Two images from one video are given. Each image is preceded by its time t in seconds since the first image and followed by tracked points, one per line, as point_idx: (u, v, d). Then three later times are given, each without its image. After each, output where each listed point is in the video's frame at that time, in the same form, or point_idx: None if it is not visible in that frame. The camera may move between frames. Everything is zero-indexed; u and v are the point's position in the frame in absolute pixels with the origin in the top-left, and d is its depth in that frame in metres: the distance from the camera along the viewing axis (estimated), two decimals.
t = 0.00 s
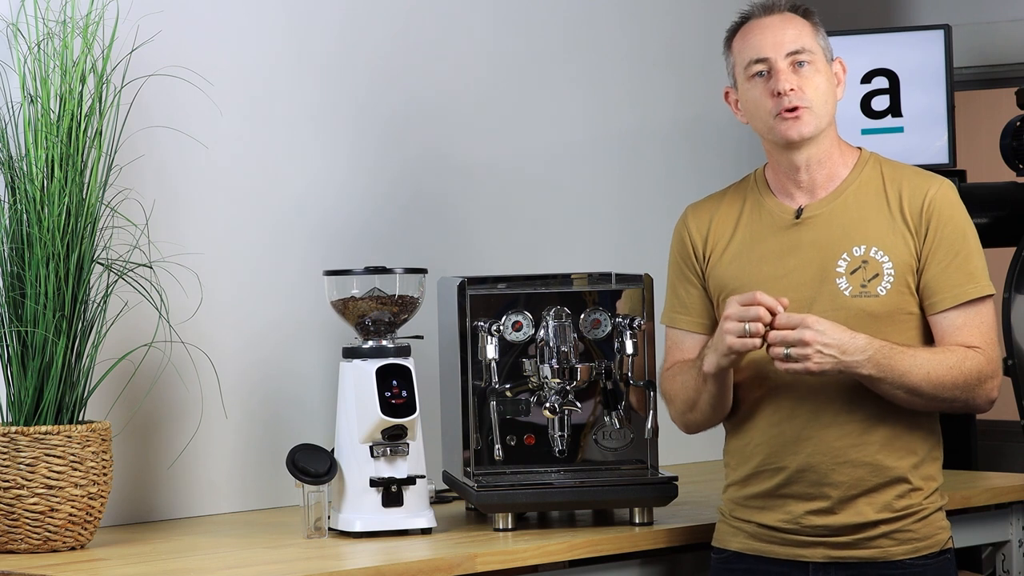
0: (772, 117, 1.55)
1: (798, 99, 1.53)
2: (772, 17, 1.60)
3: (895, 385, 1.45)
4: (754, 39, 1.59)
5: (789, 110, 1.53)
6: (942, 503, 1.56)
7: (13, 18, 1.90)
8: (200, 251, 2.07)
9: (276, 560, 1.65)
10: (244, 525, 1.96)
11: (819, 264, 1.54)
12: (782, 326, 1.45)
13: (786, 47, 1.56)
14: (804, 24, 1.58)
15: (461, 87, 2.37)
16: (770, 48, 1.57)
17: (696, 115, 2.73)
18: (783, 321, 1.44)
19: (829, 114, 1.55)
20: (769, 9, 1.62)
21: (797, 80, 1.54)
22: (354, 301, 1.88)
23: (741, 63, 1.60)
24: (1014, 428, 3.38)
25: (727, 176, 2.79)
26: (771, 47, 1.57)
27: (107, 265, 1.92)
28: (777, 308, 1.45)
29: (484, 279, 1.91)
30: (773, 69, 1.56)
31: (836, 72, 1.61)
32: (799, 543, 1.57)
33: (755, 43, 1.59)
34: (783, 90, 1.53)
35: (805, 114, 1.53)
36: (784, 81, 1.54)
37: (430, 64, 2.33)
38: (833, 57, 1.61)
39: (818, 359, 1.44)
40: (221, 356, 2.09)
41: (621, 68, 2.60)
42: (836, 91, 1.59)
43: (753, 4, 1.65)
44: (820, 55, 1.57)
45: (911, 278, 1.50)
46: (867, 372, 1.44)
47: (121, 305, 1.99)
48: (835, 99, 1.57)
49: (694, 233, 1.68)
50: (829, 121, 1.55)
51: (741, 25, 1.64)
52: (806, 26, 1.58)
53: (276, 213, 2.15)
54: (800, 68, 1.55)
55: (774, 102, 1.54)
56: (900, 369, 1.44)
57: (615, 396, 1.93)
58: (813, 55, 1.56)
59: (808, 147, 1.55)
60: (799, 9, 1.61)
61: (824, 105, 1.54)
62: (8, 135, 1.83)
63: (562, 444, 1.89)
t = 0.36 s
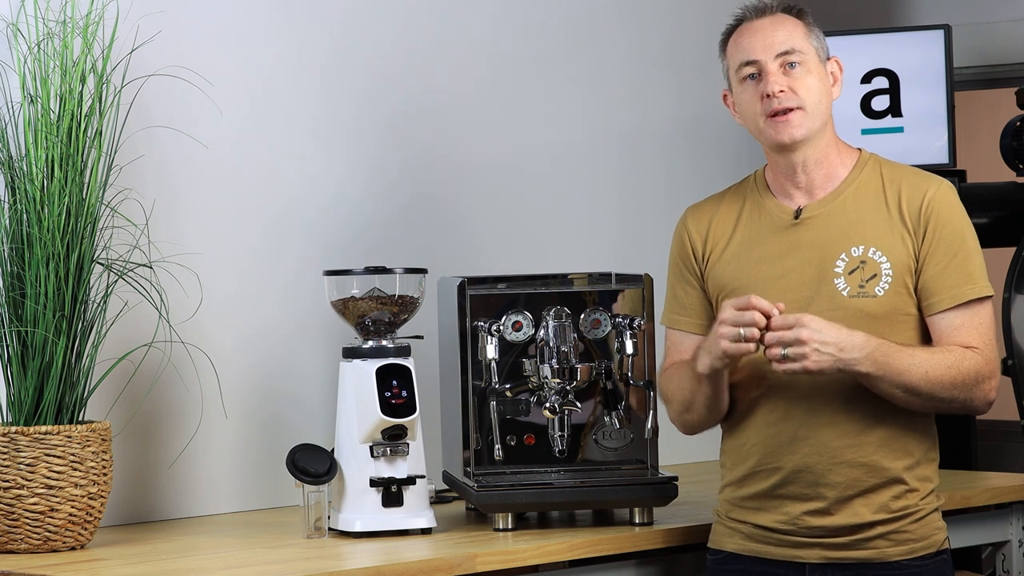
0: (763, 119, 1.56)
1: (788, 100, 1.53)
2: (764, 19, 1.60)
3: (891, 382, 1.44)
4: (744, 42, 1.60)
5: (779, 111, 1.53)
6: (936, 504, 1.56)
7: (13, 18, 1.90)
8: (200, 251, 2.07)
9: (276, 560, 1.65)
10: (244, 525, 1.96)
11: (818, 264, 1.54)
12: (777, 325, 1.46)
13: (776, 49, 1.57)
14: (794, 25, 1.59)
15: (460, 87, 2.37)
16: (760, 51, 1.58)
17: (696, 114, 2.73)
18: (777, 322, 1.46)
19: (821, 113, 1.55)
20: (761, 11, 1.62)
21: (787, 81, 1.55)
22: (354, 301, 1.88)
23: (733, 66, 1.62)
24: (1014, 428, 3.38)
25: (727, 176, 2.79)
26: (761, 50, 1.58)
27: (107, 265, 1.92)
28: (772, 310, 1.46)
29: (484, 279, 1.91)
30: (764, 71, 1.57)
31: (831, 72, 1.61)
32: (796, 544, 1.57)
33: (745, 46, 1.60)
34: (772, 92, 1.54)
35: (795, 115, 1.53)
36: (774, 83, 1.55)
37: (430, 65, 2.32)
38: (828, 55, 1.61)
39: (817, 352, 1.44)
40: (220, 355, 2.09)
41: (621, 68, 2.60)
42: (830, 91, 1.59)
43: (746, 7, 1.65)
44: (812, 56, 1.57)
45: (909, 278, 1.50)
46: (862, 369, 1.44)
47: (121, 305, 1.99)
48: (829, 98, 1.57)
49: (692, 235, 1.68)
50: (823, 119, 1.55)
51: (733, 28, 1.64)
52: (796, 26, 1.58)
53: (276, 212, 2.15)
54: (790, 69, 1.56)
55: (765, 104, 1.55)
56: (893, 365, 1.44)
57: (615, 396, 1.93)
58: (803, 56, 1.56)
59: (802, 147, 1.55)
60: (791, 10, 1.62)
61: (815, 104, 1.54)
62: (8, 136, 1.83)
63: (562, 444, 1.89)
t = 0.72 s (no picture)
0: (751, 126, 1.57)
1: (769, 107, 1.54)
2: (749, 23, 1.60)
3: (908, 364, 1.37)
4: (731, 48, 1.61)
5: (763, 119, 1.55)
6: (934, 505, 1.56)
7: (13, 18, 1.89)
8: (200, 251, 2.07)
9: (275, 560, 1.65)
10: (244, 525, 1.96)
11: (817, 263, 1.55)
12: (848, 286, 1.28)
13: (758, 54, 1.57)
14: (780, 27, 1.58)
15: (460, 87, 2.37)
16: (744, 57, 1.58)
17: (696, 114, 2.73)
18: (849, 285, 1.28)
19: (807, 116, 1.55)
20: (751, 13, 1.62)
21: (771, 87, 1.55)
22: (354, 301, 1.88)
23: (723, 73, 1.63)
24: (1014, 427, 3.38)
25: (727, 175, 2.79)
26: (745, 56, 1.58)
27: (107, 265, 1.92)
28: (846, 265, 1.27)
29: (485, 279, 1.91)
30: (748, 77, 1.58)
31: (824, 69, 1.60)
32: (793, 543, 1.57)
33: (731, 52, 1.60)
34: (754, 100, 1.55)
35: (778, 122, 1.54)
36: (756, 89, 1.55)
37: (430, 65, 2.32)
38: (819, 53, 1.59)
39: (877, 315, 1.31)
40: (220, 356, 2.09)
41: (621, 68, 2.60)
42: (822, 90, 1.58)
43: (739, 10, 1.65)
44: (797, 57, 1.57)
45: (909, 278, 1.50)
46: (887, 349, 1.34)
47: (121, 305, 1.99)
48: (818, 99, 1.56)
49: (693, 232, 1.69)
50: (808, 122, 1.55)
51: (725, 33, 1.65)
52: (782, 29, 1.58)
53: (276, 212, 2.15)
54: (775, 74, 1.56)
55: (750, 111, 1.57)
56: (913, 348, 1.37)
57: (614, 397, 1.92)
58: (787, 58, 1.56)
59: (794, 150, 1.56)
60: (780, 10, 1.61)
61: (799, 109, 1.54)
62: (8, 136, 1.83)
63: (562, 444, 1.89)
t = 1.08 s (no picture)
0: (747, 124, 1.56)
1: (768, 107, 1.53)
2: (752, 22, 1.59)
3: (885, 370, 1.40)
4: (731, 46, 1.59)
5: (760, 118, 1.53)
6: (935, 504, 1.56)
7: (13, 18, 1.90)
8: (200, 251, 2.07)
9: (275, 560, 1.65)
10: (244, 525, 1.96)
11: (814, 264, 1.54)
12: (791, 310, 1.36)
13: (759, 53, 1.56)
14: (782, 28, 1.57)
15: (461, 87, 2.37)
16: (745, 55, 1.57)
17: (696, 114, 2.73)
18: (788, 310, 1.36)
19: (802, 118, 1.54)
20: (754, 12, 1.61)
21: (769, 87, 1.54)
22: (354, 301, 1.88)
23: (721, 70, 1.61)
24: (1015, 428, 3.38)
25: (727, 176, 2.79)
26: (745, 54, 1.57)
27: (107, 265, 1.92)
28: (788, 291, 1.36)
29: (485, 279, 1.91)
30: (748, 76, 1.56)
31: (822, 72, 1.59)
32: (793, 543, 1.57)
33: (731, 49, 1.59)
34: (753, 99, 1.53)
35: (775, 123, 1.53)
36: (755, 88, 1.54)
37: (430, 65, 2.32)
38: (819, 56, 1.59)
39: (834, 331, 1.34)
40: (220, 356, 2.09)
41: (621, 68, 2.60)
42: (819, 92, 1.57)
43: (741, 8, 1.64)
44: (798, 58, 1.56)
45: (904, 277, 1.50)
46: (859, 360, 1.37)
47: (121, 305, 1.99)
48: (814, 102, 1.56)
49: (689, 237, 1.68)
50: (804, 124, 1.54)
51: (725, 29, 1.64)
52: (783, 30, 1.57)
53: (275, 213, 2.15)
54: (774, 74, 1.55)
55: (747, 109, 1.55)
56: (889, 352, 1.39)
57: (615, 397, 1.92)
58: (788, 59, 1.55)
59: (787, 149, 1.56)
60: (783, 11, 1.60)
61: (796, 110, 1.53)
62: (8, 136, 1.83)
63: (562, 444, 1.89)
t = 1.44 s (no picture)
0: (755, 110, 1.56)
1: (781, 97, 1.54)
2: (783, 11, 1.60)
3: (861, 366, 1.42)
4: (756, 31, 1.59)
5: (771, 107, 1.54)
6: (942, 502, 1.55)
7: (13, 18, 1.89)
8: (200, 251, 2.07)
9: (275, 560, 1.65)
10: (244, 525, 1.96)
11: (809, 263, 1.54)
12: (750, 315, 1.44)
13: (783, 44, 1.57)
14: (810, 27, 1.57)
15: (461, 87, 2.37)
16: (768, 42, 1.57)
17: (696, 114, 2.73)
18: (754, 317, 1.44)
19: (810, 116, 1.55)
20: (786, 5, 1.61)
21: (786, 80, 1.55)
22: (354, 301, 1.88)
23: (740, 53, 1.62)
24: (1014, 428, 3.39)
25: (727, 175, 2.79)
26: (769, 42, 1.57)
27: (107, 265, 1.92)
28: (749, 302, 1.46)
29: (484, 278, 1.90)
30: (766, 64, 1.57)
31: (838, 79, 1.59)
32: (799, 542, 1.58)
33: (755, 34, 1.59)
34: (767, 86, 1.54)
35: (783, 115, 1.54)
36: (772, 77, 1.55)
37: (430, 65, 2.32)
38: (839, 63, 1.59)
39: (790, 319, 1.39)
40: (220, 356, 2.09)
41: (621, 68, 2.60)
42: (829, 98, 1.58)
43: None
44: (819, 58, 1.57)
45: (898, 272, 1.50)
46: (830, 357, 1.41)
47: (121, 305, 1.99)
48: (825, 104, 1.56)
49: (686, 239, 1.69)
50: (810, 123, 1.55)
51: (752, 13, 1.64)
52: (811, 29, 1.57)
53: (276, 213, 2.15)
54: (792, 68, 1.56)
55: (759, 95, 1.56)
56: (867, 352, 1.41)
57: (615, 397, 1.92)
58: (809, 56, 1.56)
59: (790, 146, 1.56)
60: (815, 9, 1.61)
61: (805, 107, 1.54)
62: (8, 136, 1.83)
63: (563, 444, 1.89)
